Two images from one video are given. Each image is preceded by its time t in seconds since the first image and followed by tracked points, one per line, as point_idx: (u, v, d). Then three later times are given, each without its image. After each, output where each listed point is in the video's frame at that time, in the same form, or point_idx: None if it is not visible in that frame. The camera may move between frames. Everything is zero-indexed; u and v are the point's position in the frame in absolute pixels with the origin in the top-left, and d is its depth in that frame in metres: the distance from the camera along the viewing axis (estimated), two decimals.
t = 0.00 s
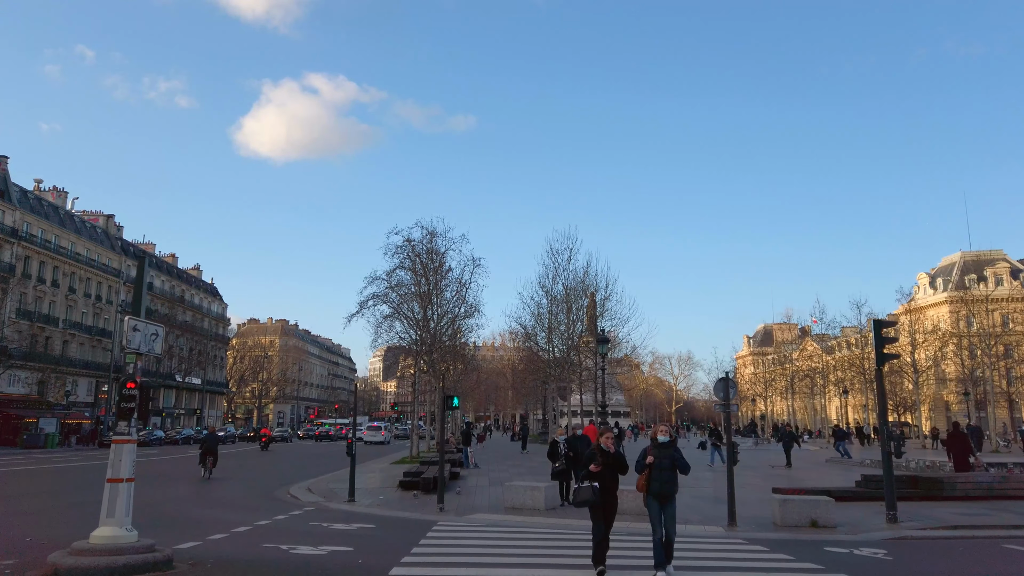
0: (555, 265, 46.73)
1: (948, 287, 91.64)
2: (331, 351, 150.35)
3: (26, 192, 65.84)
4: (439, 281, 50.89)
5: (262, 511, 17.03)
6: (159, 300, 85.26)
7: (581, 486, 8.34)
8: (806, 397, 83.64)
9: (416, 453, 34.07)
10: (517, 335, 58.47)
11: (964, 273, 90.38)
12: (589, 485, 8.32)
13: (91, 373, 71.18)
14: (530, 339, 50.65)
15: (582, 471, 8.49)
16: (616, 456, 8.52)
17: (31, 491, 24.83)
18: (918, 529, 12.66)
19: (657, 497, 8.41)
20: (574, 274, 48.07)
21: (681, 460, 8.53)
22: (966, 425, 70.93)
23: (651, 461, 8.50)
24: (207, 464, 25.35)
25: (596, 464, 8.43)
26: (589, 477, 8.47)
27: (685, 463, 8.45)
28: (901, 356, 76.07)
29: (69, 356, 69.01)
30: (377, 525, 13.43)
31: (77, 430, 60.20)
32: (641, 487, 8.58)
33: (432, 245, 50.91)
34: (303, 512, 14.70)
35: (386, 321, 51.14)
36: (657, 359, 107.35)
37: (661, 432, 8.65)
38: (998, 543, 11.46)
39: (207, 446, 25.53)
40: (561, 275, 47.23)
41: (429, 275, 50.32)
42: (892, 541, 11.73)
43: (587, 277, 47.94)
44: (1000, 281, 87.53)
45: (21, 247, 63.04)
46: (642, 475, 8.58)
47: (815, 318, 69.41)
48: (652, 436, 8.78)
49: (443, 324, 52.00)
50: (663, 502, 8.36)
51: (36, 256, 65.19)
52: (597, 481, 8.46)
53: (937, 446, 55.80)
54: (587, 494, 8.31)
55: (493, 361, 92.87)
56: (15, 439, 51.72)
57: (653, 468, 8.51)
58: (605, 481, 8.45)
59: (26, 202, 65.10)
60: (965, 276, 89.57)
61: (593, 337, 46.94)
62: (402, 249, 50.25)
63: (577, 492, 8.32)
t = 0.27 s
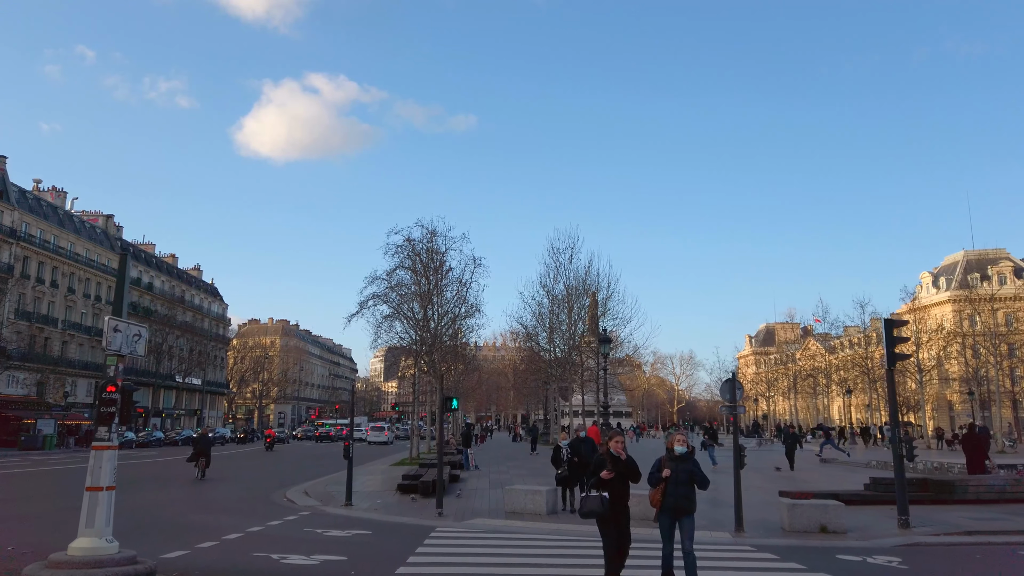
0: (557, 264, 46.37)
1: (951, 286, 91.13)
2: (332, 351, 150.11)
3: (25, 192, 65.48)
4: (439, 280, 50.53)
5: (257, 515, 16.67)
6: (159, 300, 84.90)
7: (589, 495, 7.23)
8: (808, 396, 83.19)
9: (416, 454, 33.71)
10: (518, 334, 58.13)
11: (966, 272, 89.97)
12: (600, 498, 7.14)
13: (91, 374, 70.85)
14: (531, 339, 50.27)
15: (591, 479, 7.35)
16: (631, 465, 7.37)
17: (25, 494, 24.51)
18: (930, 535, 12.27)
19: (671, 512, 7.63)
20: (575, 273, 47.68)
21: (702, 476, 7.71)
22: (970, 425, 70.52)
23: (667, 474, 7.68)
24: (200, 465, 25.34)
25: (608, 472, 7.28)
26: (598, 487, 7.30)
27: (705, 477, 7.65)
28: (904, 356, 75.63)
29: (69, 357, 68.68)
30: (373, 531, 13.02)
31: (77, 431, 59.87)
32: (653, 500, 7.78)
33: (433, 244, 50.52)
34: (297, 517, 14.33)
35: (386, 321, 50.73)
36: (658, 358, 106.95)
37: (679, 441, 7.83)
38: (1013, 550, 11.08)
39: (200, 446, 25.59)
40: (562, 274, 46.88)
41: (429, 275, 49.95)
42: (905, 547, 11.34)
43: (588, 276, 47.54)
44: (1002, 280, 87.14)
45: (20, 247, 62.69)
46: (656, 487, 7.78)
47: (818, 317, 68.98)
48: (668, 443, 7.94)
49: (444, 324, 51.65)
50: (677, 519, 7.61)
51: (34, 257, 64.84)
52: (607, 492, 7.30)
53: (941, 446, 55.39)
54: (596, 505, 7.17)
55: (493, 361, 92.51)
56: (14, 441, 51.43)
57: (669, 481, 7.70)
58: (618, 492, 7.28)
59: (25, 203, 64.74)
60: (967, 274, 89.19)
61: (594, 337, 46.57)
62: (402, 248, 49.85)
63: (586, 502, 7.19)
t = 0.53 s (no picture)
0: (556, 262, 46.07)
1: (951, 286, 90.90)
2: (331, 351, 149.83)
3: (21, 190, 64.97)
4: (437, 278, 50.13)
5: (251, 515, 16.31)
6: (155, 299, 84.43)
7: (606, 502, 6.36)
8: (808, 396, 82.89)
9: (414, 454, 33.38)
10: (517, 334, 57.90)
11: (966, 272, 89.79)
12: (618, 504, 6.28)
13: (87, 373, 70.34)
14: (530, 338, 49.98)
15: (608, 484, 6.47)
16: (653, 465, 6.48)
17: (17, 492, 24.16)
18: (941, 535, 11.93)
19: (688, 509, 6.81)
20: (575, 271, 47.33)
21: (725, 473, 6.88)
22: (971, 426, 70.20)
23: (684, 467, 6.84)
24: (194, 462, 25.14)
25: (630, 474, 6.38)
26: (615, 489, 6.42)
27: (728, 474, 6.83)
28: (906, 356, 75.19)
29: (65, 356, 68.22)
30: (368, 532, 12.65)
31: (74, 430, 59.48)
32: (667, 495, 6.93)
33: (431, 242, 50.11)
34: (292, 518, 13.99)
35: (384, 320, 50.32)
36: (658, 358, 106.62)
37: (699, 431, 7.00)
38: None
39: (194, 443, 25.43)
40: (561, 273, 46.57)
41: (428, 273, 49.53)
42: (916, 549, 11.03)
43: (588, 274, 47.20)
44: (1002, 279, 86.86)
45: (15, 246, 62.19)
46: (670, 480, 6.94)
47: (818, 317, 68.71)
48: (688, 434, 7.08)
49: (442, 323, 51.36)
50: (695, 518, 6.79)
51: (30, 255, 64.35)
52: (625, 495, 6.44)
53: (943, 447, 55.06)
54: (613, 511, 6.31)
55: (492, 360, 92.17)
56: (10, 440, 51.14)
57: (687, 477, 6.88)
58: (637, 496, 6.43)
59: (21, 201, 64.22)
60: (967, 274, 89.02)
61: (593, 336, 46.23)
62: (400, 246, 49.45)
63: (602, 509, 6.35)
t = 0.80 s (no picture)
0: (555, 262, 45.72)
1: (950, 287, 90.62)
2: (328, 351, 149.39)
3: (15, 189, 64.39)
4: (435, 278, 49.70)
5: (243, 519, 15.95)
6: (152, 299, 83.96)
7: (622, 511, 5.62)
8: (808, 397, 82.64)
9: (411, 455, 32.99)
10: (516, 334, 57.54)
11: (965, 272, 89.64)
12: (636, 513, 5.54)
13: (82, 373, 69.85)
14: (528, 339, 49.59)
15: (624, 492, 5.75)
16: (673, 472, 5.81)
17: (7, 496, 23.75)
18: (953, 543, 11.60)
19: (709, 531, 6.22)
20: (575, 271, 46.95)
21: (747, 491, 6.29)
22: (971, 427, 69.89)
23: (703, 487, 6.24)
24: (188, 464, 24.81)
25: (648, 480, 5.67)
26: (631, 498, 5.71)
27: (751, 493, 6.23)
28: (906, 356, 74.82)
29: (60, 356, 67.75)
30: (361, 539, 12.27)
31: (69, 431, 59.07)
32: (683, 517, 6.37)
33: (429, 242, 49.70)
34: (285, 524, 13.61)
35: (381, 321, 49.90)
36: (656, 358, 106.27)
37: (718, 447, 6.41)
38: None
39: (188, 445, 25.06)
40: (560, 273, 46.21)
41: (426, 273, 49.09)
42: (928, 558, 10.71)
43: (587, 274, 46.81)
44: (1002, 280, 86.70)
45: (9, 245, 61.66)
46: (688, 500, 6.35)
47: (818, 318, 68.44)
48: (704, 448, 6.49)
49: (440, 323, 50.97)
50: (716, 542, 6.22)
51: (24, 254, 63.82)
52: (642, 505, 5.74)
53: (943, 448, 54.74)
54: (631, 520, 5.55)
55: (491, 361, 91.78)
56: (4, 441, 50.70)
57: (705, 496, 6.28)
58: (656, 506, 5.72)
59: (15, 199, 63.64)
60: (966, 274, 88.86)
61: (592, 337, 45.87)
62: (398, 246, 49.02)
63: (617, 519, 5.60)
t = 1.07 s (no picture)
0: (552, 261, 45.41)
1: (949, 287, 90.51)
2: (325, 351, 149.04)
3: (9, 187, 63.86)
4: (432, 277, 49.36)
5: (233, 520, 15.63)
6: (147, 298, 83.52)
7: (635, 523, 5.17)
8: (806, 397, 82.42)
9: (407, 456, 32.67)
10: (513, 333, 57.23)
11: (964, 272, 89.50)
12: (649, 528, 5.09)
13: (77, 373, 69.43)
14: (526, 338, 49.27)
15: (637, 501, 5.32)
16: (688, 477, 5.35)
17: None
18: (962, 544, 11.28)
19: (730, 532, 5.68)
20: (573, 270, 46.62)
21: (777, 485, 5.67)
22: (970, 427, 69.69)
23: (725, 485, 5.64)
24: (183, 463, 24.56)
25: (661, 490, 5.23)
26: (643, 508, 5.29)
27: (778, 488, 5.63)
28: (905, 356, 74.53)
29: (55, 356, 67.34)
30: (353, 540, 11.95)
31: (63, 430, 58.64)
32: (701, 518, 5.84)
33: (426, 240, 49.37)
34: (274, 525, 13.28)
35: (378, 320, 49.58)
36: (654, 358, 106.03)
37: (740, 439, 5.77)
38: None
39: (181, 444, 24.75)
40: (558, 272, 45.90)
41: (423, 273, 48.74)
42: (937, 560, 10.40)
43: (585, 273, 46.49)
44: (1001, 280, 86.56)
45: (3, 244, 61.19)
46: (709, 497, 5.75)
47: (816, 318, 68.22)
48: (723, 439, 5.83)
49: (437, 321, 50.63)
50: (736, 545, 5.69)
51: (18, 253, 63.34)
52: (655, 517, 5.29)
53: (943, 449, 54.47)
54: (643, 535, 5.13)
55: (489, 360, 91.49)
56: None
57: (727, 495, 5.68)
58: (668, 518, 5.30)
59: (9, 198, 63.12)
60: (965, 274, 88.73)
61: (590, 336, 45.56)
62: (395, 244, 48.68)
63: (629, 532, 5.16)
